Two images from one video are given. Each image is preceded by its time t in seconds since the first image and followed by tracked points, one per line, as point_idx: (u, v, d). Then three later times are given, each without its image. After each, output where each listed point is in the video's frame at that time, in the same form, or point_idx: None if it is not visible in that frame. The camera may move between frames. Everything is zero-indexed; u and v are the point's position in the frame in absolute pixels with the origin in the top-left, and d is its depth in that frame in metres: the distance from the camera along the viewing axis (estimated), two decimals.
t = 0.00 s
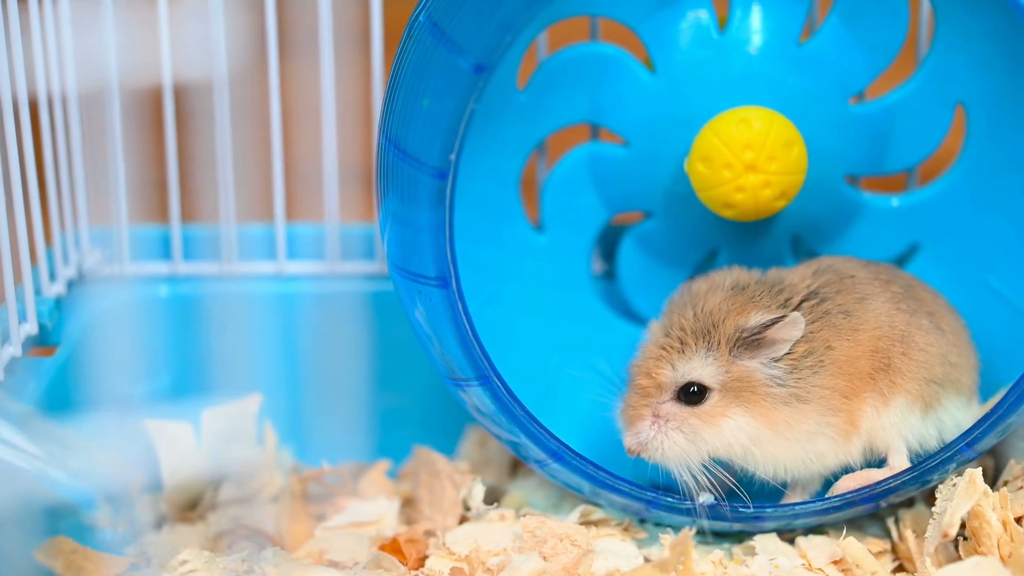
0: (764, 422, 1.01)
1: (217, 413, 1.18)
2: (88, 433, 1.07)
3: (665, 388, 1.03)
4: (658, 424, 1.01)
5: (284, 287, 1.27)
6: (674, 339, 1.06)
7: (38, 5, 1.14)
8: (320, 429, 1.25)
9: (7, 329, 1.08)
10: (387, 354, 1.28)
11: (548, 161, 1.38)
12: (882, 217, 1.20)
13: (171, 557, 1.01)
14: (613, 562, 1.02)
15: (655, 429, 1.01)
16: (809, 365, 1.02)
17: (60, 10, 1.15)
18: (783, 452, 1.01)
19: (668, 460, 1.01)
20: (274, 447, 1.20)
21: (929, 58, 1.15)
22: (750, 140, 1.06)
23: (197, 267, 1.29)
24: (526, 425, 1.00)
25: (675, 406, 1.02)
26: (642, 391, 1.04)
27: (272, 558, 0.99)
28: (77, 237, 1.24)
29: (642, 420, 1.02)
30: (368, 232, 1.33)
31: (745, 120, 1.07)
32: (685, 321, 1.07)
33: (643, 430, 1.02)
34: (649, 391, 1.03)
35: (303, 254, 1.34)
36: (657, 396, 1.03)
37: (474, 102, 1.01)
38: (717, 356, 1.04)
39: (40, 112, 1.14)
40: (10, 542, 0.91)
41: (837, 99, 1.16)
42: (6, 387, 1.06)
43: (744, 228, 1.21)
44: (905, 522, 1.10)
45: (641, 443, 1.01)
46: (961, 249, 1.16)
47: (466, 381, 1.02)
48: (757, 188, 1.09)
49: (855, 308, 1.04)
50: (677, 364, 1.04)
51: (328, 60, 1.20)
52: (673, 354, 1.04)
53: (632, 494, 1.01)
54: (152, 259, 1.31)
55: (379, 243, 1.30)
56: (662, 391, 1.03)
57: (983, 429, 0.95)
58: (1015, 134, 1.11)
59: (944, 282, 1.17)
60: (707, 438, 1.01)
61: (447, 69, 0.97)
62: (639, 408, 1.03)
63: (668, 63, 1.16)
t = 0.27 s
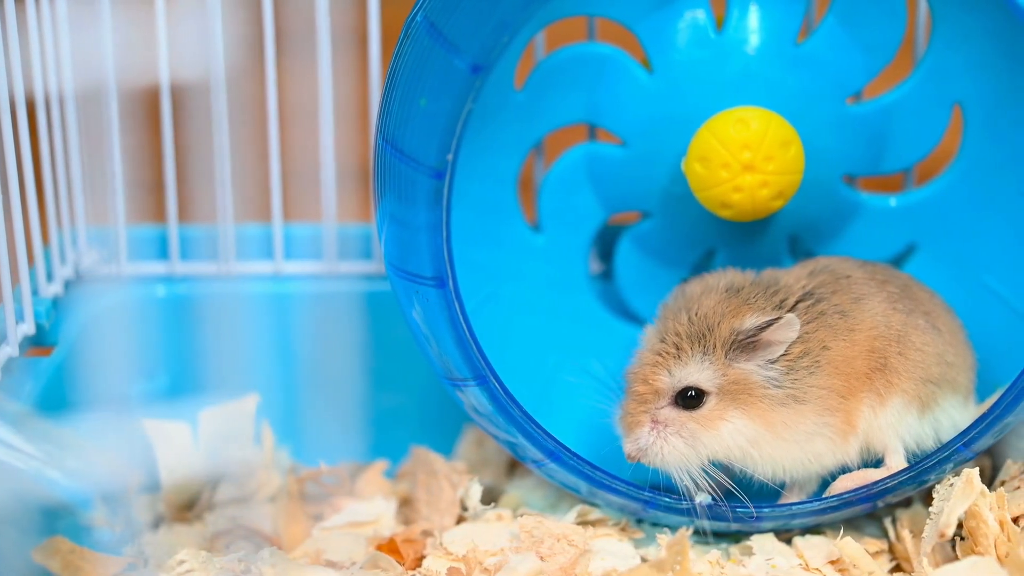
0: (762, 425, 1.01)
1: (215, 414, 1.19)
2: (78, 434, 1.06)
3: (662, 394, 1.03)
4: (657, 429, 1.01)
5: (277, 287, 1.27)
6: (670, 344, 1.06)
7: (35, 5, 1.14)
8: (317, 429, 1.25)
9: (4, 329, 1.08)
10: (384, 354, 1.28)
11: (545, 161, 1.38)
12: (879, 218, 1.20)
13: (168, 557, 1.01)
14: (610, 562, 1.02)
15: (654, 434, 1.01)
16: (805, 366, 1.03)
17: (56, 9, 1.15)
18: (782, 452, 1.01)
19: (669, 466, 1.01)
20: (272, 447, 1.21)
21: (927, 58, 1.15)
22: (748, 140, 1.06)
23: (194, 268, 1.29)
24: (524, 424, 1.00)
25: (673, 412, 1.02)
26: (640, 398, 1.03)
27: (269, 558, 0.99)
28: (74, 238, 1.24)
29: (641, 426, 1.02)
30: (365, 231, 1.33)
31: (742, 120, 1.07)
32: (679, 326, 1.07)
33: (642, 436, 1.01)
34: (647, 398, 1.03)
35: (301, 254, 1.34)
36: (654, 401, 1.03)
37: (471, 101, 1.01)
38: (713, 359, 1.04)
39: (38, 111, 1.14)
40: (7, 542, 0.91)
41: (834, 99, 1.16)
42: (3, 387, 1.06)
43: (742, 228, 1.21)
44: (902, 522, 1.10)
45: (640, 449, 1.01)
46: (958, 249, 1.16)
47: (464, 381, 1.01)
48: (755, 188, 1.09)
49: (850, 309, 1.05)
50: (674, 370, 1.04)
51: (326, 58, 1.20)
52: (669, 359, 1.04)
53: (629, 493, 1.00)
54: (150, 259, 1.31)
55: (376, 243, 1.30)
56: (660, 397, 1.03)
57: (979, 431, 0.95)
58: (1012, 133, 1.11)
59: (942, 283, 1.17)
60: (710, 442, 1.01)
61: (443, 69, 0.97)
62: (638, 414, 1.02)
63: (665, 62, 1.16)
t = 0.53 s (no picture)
0: (769, 412, 1.00)
1: (213, 414, 1.20)
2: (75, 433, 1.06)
3: (674, 381, 1.02)
4: (668, 418, 1.00)
5: (273, 287, 1.27)
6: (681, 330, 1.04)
7: (32, 5, 1.14)
8: (315, 430, 1.25)
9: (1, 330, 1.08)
10: (382, 354, 1.28)
11: (542, 162, 1.38)
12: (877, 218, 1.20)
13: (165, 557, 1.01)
14: (607, 562, 1.02)
15: (663, 422, 1.00)
16: (812, 355, 1.02)
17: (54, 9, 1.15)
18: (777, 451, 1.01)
19: (678, 452, 1.00)
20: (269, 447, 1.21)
21: (924, 58, 1.15)
22: (745, 140, 1.06)
23: (192, 270, 1.29)
24: (520, 424, 1.00)
25: (685, 399, 1.01)
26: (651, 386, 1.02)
27: (266, 558, 0.99)
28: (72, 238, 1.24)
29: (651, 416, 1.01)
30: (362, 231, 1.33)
31: (739, 120, 1.07)
32: (686, 315, 1.05)
33: (652, 425, 1.00)
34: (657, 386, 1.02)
35: (298, 254, 1.34)
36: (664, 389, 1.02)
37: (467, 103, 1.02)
38: (722, 346, 1.03)
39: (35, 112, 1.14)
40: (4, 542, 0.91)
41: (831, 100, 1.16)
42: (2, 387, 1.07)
43: (739, 228, 1.21)
44: (899, 522, 1.10)
45: (651, 438, 1.00)
46: (954, 249, 1.16)
47: (460, 382, 1.01)
48: (752, 188, 1.09)
49: (851, 303, 1.04)
50: (686, 356, 1.02)
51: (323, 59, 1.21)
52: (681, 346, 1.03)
53: (627, 494, 1.01)
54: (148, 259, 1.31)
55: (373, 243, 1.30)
56: (671, 384, 1.02)
57: (979, 429, 0.96)
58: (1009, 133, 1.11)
59: (939, 285, 1.17)
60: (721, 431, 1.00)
61: (439, 70, 0.97)
62: (649, 403, 1.01)
63: (662, 63, 1.16)
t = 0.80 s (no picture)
0: (791, 392, 0.99)
1: (210, 414, 1.20)
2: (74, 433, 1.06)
3: (701, 357, 0.99)
4: (694, 396, 0.98)
5: (268, 287, 1.27)
6: (708, 305, 1.02)
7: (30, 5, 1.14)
8: (314, 430, 1.26)
9: None
10: (380, 354, 1.28)
11: (540, 160, 1.38)
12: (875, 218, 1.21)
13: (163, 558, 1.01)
14: (605, 562, 1.02)
15: (688, 400, 0.98)
16: (831, 340, 1.01)
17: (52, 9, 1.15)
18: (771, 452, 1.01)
19: (696, 435, 0.98)
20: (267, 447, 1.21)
21: (921, 58, 1.15)
22: (742, 140, 1.06)
23: (191, 270, 1.29)
24: (518, 424, 1.01)
25: (711, 376, 0.99)
26: (678, 360, 0.99)
27: (263, 558, 0.99)
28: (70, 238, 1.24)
29: (677, 394, 0.98)
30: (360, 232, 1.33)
31: (737, 120, 1.07)
32: (709, 291, 1.02)
33: (677, 404, 0.97)
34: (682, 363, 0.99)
35: (296, 254, 1.34)
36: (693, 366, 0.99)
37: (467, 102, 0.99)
38: (750, 324, 1.00)
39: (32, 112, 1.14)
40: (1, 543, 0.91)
41: (827, 101, 1.16)
42: None
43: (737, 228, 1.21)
44: (897, 522, 1.10)
45: (673, 417, 0.97)
46: (951, 250, 1.15)
47: (458, 381, 1.01)
48: (749, 188, 1.09)
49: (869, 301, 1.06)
50: (715, 331, 1.00)
51: (321, 58, 1.20)
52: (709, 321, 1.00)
53: (625, 493, 1.01)
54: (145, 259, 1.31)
55: (370, 243, 1.30)
56: (698, 360, 0.99)
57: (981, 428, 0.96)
58: (1005, 133, 1.09)
59: (934, 286, 1.16)
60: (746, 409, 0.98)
61: (436, 69, 0.96)
62: (673, 380, 0.98)
63: (660, 62, 1.16)
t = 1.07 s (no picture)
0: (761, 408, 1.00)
1: (207, 414, 1.20)
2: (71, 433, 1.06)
3: (611, 323, 1.02)
4: (595, 356, 1.01)
5: (263, 287, 1.27)
6: (643, 283, 1.05)
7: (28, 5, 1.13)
8: (313, 430, 1.25)
9: None
10: (378, 354, 1.28)
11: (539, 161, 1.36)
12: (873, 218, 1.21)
13: (160, 557, 1.01)
14: (602, 562, 1.02)
15: (588, 360, 1.01)
16: (755, 353, 1.01)
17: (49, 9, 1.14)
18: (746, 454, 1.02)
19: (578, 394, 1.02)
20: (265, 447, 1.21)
21: (919, 57, 1.15)
22: (739, 140, 1.06)
23: (190, 271, 1.29)
24: (514, 425, 1.00)
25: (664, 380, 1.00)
26: (591, 319, 1.04)
27: (261, 558, 0.99)
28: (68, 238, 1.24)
29: (580, 346, 1.03)
30: (358, 232, 1.33)
31: (734, 120, 1.07)
32: (657, 273, 1.07)
33: (576, 356, 1.02)
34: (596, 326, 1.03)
35: (294, 254, 1.34)
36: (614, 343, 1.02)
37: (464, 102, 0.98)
38: (670, 306, 1.03)
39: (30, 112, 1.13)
40: None
41: (825, 101, 1.16)
42: None
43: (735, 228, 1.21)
44: (894, 522, 1.10)
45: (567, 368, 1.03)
46: (949, 249, 1.15)
47: (455, 381, 1.01)
48: (747, 188, 1.09)
49: (834, 320, 1.04)
50: (631, 305, 1.03)
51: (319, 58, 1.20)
52: (631, 295, 1.04)
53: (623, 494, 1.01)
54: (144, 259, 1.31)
55: (368, 243, 1.30)
56: (607, 326, 1.03)
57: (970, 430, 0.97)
58: (1002, 133, 1.09)
59: (929, 290, 1.15)
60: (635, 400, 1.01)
61: (434, 69, 0.95)
62: (582, 335, 1.03)
63: (657, 62, 1.16)
